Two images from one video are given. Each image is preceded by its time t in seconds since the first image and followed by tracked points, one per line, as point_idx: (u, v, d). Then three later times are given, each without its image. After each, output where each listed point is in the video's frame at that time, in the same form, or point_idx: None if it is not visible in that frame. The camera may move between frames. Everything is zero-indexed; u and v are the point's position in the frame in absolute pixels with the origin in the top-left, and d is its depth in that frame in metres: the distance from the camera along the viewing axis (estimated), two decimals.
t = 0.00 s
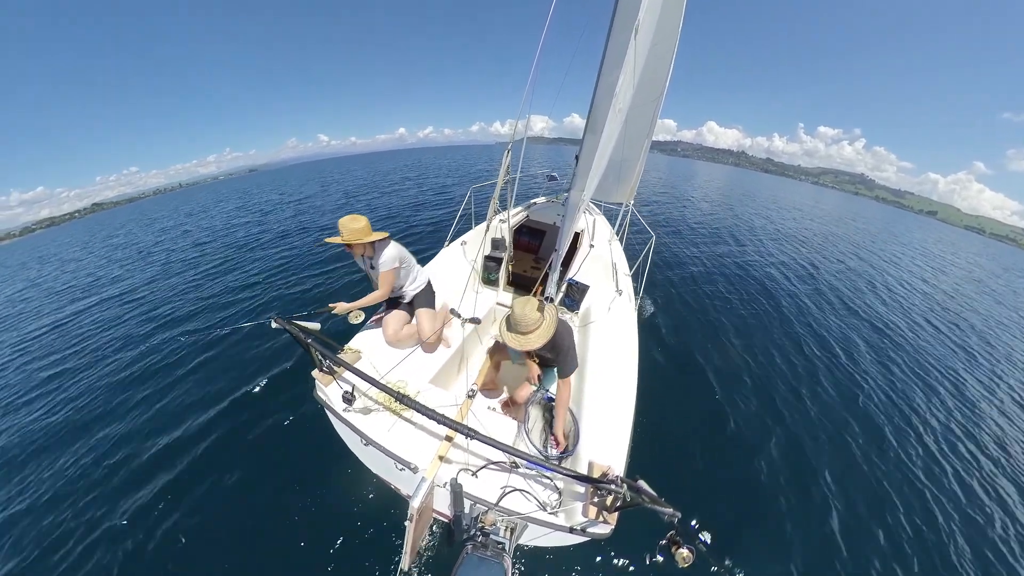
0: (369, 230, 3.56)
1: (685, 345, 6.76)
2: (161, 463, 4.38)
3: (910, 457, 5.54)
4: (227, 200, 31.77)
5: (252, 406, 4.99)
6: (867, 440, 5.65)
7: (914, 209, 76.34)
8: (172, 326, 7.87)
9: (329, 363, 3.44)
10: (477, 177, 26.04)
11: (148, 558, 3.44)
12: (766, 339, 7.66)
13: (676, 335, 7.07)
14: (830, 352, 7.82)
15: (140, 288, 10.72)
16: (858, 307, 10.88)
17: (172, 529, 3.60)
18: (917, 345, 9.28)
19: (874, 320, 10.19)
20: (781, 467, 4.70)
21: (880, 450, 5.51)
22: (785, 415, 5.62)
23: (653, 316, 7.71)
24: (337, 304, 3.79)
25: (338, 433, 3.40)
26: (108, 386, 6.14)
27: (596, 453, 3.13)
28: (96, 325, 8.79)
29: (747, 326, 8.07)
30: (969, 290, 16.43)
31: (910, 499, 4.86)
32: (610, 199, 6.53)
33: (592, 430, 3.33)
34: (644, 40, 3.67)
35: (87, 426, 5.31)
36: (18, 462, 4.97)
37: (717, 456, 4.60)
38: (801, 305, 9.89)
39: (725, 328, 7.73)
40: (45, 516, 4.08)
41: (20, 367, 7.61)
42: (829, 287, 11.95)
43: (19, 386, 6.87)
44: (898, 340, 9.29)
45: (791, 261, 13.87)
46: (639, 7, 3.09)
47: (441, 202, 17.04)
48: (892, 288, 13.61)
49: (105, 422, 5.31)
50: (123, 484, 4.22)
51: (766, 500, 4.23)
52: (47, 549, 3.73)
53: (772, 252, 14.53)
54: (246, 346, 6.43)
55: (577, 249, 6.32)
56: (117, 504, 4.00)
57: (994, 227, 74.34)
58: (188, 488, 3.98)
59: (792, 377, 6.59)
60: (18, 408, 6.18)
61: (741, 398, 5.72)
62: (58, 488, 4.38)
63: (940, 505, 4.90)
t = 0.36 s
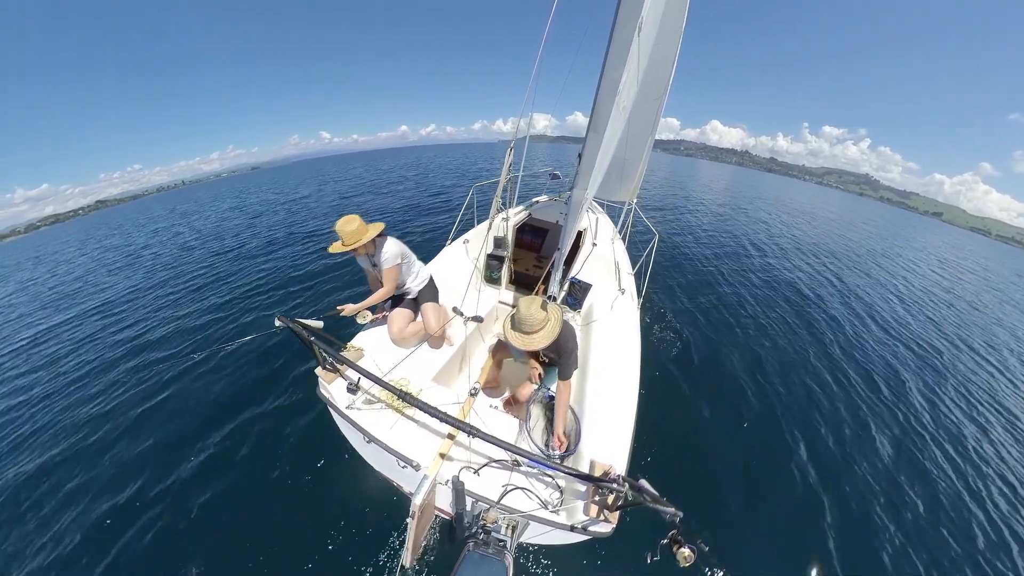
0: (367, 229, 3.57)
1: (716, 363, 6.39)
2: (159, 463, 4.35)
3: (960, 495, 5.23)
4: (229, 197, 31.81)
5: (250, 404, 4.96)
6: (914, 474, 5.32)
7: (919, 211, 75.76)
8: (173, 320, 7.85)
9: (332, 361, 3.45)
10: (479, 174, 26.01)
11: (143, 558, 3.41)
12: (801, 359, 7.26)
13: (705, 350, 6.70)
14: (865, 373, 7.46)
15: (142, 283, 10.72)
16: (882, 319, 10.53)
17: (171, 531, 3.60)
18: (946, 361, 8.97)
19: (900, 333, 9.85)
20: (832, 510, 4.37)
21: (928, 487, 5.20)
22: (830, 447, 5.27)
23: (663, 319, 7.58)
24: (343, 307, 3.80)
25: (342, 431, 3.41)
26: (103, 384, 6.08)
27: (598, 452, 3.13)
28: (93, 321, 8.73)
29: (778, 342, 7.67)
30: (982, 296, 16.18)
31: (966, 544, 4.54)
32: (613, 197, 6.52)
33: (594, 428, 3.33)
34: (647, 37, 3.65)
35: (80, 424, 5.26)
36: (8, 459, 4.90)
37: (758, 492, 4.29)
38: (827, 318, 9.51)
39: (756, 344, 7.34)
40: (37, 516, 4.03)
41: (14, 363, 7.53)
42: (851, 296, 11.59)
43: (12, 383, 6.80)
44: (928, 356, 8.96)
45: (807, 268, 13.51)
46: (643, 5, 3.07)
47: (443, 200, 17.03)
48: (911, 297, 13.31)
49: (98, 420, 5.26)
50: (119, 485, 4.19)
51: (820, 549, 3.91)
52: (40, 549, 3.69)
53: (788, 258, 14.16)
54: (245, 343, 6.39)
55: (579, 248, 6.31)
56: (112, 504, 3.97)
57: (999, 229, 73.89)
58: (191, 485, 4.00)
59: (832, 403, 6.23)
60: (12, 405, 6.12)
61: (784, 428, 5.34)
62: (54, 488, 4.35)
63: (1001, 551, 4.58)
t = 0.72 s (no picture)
0: (364, 226, 3.55)
1: (726, 372, 6.19)
2: (158, 463, 4.33)
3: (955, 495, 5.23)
4: (231, 195, 31.85)
5: (252, 402, 4.98)
6: (930, 493, 5.14)
7: (922, 212, 75.46)
8: (176, 318, 7.89)
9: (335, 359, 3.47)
10: (481, 173, 26.00)
11: (147, 553, 3.42)
12: (812, 369, 7.06)
13: (714, 359, 6.50)
14: (879, 383, 7.25)
15: (145, 282, 10.78)
16: (892, 326, 10.32)
17: (171, 532, 3.57)
18: (959, 369, 8.75)
19: (911, 340, 9.63)
20: (848, 533, 4.20)
21: (945, 506, 5.01)
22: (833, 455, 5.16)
23: (666, 321, 7.50)
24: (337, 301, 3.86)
25: (344, 427, 3.43)
26: (101, 383, 6.04)
27: (600, 450, 3.15)
28: (92, 321, 8.69)
29: (789, 351, 7.45)
30: (988, 299, 16.03)
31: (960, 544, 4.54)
32: (617, 195, 6.52)
33: (596, 427, 3.34)
34: (651, 35, 3.64)
35: (78, 423, 5.22)
36: (4, 458, 4.86)
37: (769, 510, 4.14)
38: (838, 326, 9.29)
39: (766, 353, 7.14)
40: (35, 515, 4.00)
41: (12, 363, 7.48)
42: (860, 302, 11.38)
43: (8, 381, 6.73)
44: (942, 365, 8.74)
45: (815, 272, 13.30)
46: (645, 1, 3.07)
47: (444, 199, 17.03)
48: (919, 301, 13.11)
49: (100, 416, 5.27)
50: (118, 484, 4.16)
51: None
52: (38, 548, 3.66)
53: (795, 261, 13.94)
54: (245, 343, 6.37)
55: (581, 246, 6.31)
56: (116, 500, 3.99)
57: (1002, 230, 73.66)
58: (195, 480, 4.03)
59: (845, 416, 6.03)
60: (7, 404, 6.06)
61: (798, 444, 5.15)
62: (50, 487, 4.31)
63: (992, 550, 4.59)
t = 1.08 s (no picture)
0: (364, 225, 3.57)
1: (740, 383, 6.00)
2: (158, 465, 4.33)
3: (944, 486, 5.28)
4: (232, 195, 31.88)
5: (255, 402, 5.01)
6: (939, 500, 5.04)
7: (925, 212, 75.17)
8: (178, 318, 7.92)
9: (336, 357, 3.48)
10: (481, 172, 25.99)
11: (151, 552, 3.45)
12: (829, 380, 6.84)
13: (728, 368, 6.29)
14: (898, 394, 7.03)
15: (148, 282, 10.82)
16: (906, 331, 10.08)
17: (170, 534, 3.57)
18: (961, 367, 8.70)
19: (927, 347, 9.39)
20: (855, 543, 4.11)
21: (956, 515, 4.91)
22: (826, 449, 5.20)
23: (666, 320, 7.47)
24: (337, 299, 3.86)
25: (345, 426, 3.44)
26: (101, 385, 6.03)
27: (602, 448, 3.15)
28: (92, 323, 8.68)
29: (804, 360, 7.23)
30: (996, 299, 15.84)
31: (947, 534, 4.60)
32: (619, 194, 6.51)
33: (598, 425, 3.33)
34: (653, 34, 3.63)
35: (77, 426, 5.22)
36: (10, 458, 4.91)
37: (765, 505, 4.16)
38: (852, 332, 9.07)
39: (781, 362, 6.92)
40: (35, 517, 4.00)
41: (14, 366, 7.50)
42: (872, 306, 11.14)
43: (10, 384, 6.74)
44: (961, 372, 8.49)
45: (813, 270, 13.32)
46: None
47: (445, 199, 17.04)
48: (931, 304, 12.88)
49: (104, 416, 5.31)
50: (118, 486, 4.16)
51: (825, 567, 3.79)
52: (40, 549, 3.69)
53: (804, 264, 13.69)
54: (246, 344, 6.37)
55: (583, 245, 6.31)
56: (119, 500, 4.01)
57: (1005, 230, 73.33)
58: (198, 480, 4.06)
59: (865, 430, 5.83)
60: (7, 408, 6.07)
61: (817, 461, 4.97)
62: (52, 490, 4.32)
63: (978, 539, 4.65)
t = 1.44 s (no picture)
0: (366, 224, 3.57)
1: (767, 401, 5.73)
2: (160, 462, 4.33)
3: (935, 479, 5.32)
4: (236, 192, 31.98)
5: (257, 399, 5.03)
6: (928, 491, 5.09)
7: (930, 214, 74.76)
8: (182, 314, 7.97)
9: (339, 356, 3.49)
10: (484, 171, 25.98)
11: (153, 547, 3.47)
12: (856, 396, 6.57)
13: (752, 384, 6.03)
14: (926, 410, 6.79)
15: (152, 278, 10.88)
16: (926, 341, 9.83)
17: (170, 533, 3.56)
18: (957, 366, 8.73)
19: (948, 357, 9.16)
20: (843, 532, 4.16)
21: (945, 506, 4.96)
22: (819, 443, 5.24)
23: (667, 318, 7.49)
24: (342, 299, 3.81)
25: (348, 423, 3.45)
26: (104, 382, 6.03)
27: (603, 447, 3.15)
28: (95, 320, 8.68)
29: (829, 374, 6.96)
30: (1006, 304, 15.67)
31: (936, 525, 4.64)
32: (621, 192, 6.48)
33: (599, 425, 3.34)
34: (655, 31, 3.62)
35: (80, 424, 5.23)
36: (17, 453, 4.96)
37: (760, 500, 4.20)
38: (873, 342, 8.82)
39: (806, 377, 6.65)
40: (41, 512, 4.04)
41: (18, 363, 7.51)
42: (889, 314, 10.89)
43: (17, 379, 6.82)
44: (985, 384, 8.26)
45: (814, 269, 13.33)
46: None
47: (448, 196, 17.04)
48: (940, 309, 12.75)
49: (108, 412, 5.35)
50: (120, 483, 4.17)
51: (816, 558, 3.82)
52: (46, 544, 3.73)
53: (805, 263, 13.70)
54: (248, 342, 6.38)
55: (585, 244, 6.31)
56: (122, 495, 4.04)
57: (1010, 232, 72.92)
58: (200, 476, 4.08)
59: (896, 450, 5.59)
60: (13, 404, 6.11)
61: (850, 487, 4.74)
62: (57, 486, 4.35)
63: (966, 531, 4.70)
